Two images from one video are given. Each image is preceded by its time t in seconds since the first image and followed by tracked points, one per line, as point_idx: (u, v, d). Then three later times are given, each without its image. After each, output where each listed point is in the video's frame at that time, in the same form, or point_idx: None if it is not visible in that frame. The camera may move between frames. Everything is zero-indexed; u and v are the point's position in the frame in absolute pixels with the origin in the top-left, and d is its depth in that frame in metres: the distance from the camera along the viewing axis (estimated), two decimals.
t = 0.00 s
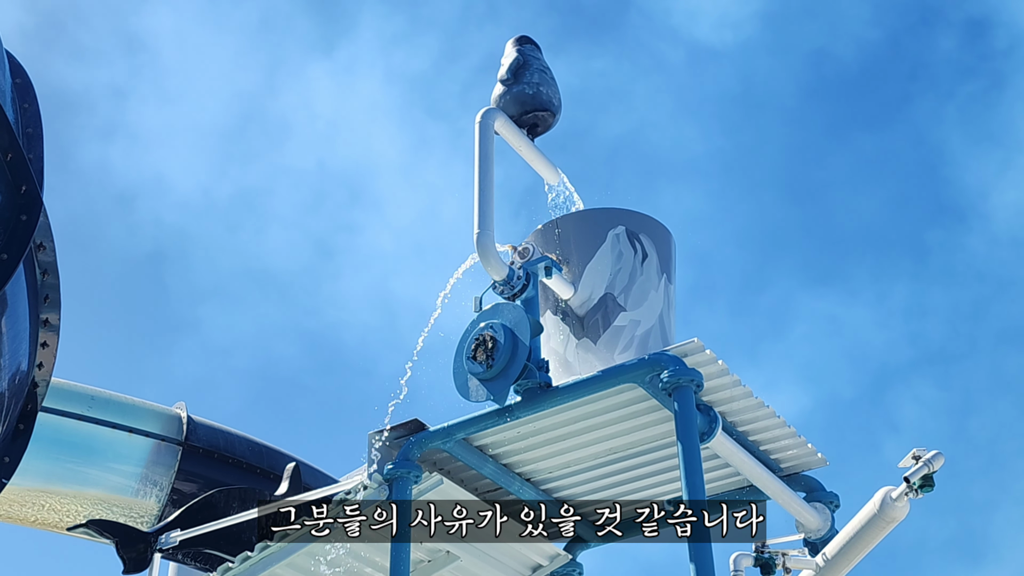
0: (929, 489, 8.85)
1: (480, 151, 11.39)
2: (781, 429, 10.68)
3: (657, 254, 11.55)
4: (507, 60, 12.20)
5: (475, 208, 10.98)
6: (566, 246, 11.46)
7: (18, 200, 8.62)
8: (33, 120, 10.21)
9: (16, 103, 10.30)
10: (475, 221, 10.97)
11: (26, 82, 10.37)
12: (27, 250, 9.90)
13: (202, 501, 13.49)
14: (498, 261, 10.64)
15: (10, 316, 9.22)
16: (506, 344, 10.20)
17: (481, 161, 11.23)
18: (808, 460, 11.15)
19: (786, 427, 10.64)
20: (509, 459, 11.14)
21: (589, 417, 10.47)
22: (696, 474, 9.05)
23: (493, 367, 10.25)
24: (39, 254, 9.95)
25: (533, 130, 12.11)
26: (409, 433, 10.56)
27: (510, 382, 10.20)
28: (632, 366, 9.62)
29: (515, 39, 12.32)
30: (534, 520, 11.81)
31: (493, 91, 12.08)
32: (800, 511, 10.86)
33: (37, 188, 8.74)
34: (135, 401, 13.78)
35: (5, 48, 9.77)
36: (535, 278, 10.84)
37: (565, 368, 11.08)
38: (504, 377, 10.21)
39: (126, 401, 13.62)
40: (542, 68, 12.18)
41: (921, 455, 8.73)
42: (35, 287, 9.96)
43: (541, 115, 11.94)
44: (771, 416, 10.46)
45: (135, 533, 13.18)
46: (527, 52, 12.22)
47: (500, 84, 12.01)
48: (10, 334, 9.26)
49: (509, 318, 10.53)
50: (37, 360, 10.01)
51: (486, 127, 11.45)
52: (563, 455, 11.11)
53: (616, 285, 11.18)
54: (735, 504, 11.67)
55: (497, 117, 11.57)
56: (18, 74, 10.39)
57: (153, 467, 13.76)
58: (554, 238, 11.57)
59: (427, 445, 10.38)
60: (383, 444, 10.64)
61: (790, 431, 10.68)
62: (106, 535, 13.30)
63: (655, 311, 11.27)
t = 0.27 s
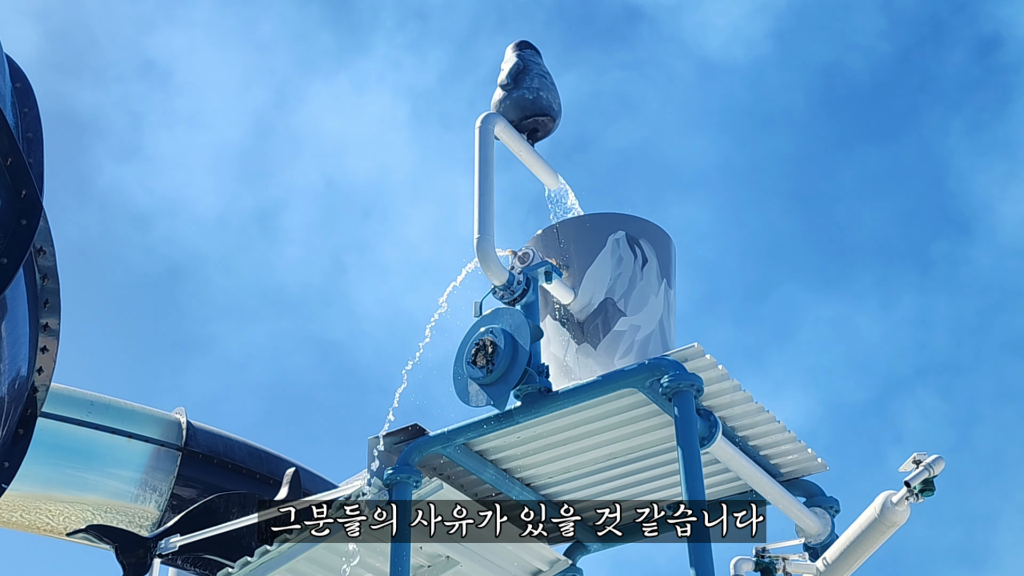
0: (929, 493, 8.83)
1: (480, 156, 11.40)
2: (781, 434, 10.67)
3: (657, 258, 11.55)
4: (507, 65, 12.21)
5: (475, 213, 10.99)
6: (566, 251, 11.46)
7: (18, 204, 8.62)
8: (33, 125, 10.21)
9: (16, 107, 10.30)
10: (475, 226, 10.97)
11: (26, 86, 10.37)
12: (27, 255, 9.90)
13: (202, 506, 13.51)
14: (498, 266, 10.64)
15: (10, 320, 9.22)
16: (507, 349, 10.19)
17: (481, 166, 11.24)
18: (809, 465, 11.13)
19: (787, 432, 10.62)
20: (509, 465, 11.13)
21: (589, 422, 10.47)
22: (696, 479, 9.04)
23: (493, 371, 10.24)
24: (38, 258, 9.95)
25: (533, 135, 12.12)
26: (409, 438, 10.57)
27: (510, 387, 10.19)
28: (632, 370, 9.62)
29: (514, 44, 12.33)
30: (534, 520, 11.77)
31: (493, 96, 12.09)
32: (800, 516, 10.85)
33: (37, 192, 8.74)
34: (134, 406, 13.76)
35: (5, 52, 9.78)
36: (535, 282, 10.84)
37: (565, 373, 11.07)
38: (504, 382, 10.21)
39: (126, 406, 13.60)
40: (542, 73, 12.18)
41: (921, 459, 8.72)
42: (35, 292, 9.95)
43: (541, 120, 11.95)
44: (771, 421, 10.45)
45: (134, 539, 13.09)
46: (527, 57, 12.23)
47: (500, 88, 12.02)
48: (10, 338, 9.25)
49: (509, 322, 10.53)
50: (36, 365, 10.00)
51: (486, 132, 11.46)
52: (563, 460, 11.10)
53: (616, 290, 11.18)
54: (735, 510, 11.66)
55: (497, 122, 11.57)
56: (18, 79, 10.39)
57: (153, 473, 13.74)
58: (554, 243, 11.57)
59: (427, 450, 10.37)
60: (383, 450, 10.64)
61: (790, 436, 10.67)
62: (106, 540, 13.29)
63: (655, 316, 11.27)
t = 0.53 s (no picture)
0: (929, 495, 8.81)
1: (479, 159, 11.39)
2: (781, 437, 10.65)
3: (657, 261, 11.54)
4: (506, 68, 12.20)
5: (475, 216, 10.98)
6: (566, 254, 11.46)
7: (16, 207, 8.62)
8: (32, 128, 10.21)
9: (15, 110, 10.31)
10: (474, 229, 10.96)
11: (25, 89, 10.38)
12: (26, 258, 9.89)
13: (202, 510, 13.51)
14: (497, 269, 10.63)
15: (9, 324, 9.21)
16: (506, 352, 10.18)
17: (480, 169, 11.23)
18: (809, 468, 11.11)
19: (787, 434, 10.61)
20: (509, 468, 11.11)
21: (589, 425, 10.45)
22: (696, 483, 9.03)
23: (492, 375, 10.23)
24: (37, 261, 9.94)
25: (532, 138, 12.11)
26: (409, 441, 10.57)
27: (510, 391, 10.18)
28: (632, 374, 9.60)
29: (514, 47, 12.33)
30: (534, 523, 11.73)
31: (492, 99, 12.09)
32: (800, 519, 10.84)
33: (36, 195, 8.74)
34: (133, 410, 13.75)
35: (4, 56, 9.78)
36: (535, 285, 10.84)
37: (565, 376, 11.06)
38: (504, 385, 10.19)
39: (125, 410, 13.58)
40: (541, 76, 12.18)
41: (922, 461, 8.70)
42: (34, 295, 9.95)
43: (540, 123, 11.95)
44: (771, 424, 10.43)
45: (134, 542, 13.12)
46: (526, 60, 12.23)
47: (499, 92, 12.02)
48: (9, 342, 9.25)
49: (509, 326, 10.52)
50: (35, 369, 9.99)
51: (485, 135, 11.46)
52: (563, 463, 11.08)
53: (616, 293, 11.17)
54: (735, 512, 11.64)
55: (496, 125, 11.57)
56: (16, 82, 10.39)
57: (152, 477, 13.73)
58: (553, 246, 11.57)
59: (427, 454, 10.35)
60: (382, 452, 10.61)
61: (790, 439, 10.65)
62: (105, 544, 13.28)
63: (655, 319, 11.26)
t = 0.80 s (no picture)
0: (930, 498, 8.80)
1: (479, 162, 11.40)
2: (781, 440, 10.65)
3: (657, 264, 11.54)
4: (506, 71, 12.21)
5: (475, 219, 10.99)
6: (566, 257, 11.46)
7: (16, 210, 8.62)
8: (32, 130, 10.21)
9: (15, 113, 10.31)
10: (474, 232, 10.97)
11: (26, 92, 10.39)
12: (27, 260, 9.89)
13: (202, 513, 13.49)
14: (498, 272, 10.64)
15: (9, 326, 9.21)
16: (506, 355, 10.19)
17: (481, 172, 11.23)
18: (809, 471, 11.11)
19: (787, 437, 10.61)
20: (509, 471, 11.11)
21: (589, 428, 10.45)
22: (696, 486, 9.02)
23: (493, 377, 10.23)
24: (38, 264, 9.94)
25: (532, 141, 12.12)
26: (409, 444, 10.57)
27: (510, 393, 10.18)
28: (632, 377, 9.60)
29: (514, 50, 12.34)
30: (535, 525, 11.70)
31: (492, 102, 12.10)
32: (800, 522, 10.83)
33: (37, 198, 8.75)
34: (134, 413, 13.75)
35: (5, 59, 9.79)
36: (535, 288, 10.84)
37: (565, 379, 11.06)
38: (504, 388, 10.19)
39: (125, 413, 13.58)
40: (542, 79, 12.19)
41: (923, 464, 8.70)
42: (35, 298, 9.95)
43: (541, 126, 11.95)
44: (771, 427, 10.43)
45: (134, 545, 13.08)
46: (526, 63, 12.24)
47: (499, 94, 12.03)
48: (10, 345, 9.25)
49: (509, 329, 10.52)
50: (36, 371, 9.99)
51: (486, 138, 11.47)
52: (563, 466, 11.07)
53: (616, 295, 11.17)
54: (735, 516, 11.64)
55: (496, 128, 11.58)
56: (17, 85, 10.40)
57: (152, 480, 13.72)
58: (554, 249, 11.57)
59: (427, 457, 10.35)
60: (382, 455, 10.62)
61: (790, 442, 10.65)
62: (105, 547, 13.26)
63: (655, 321, 11.26)
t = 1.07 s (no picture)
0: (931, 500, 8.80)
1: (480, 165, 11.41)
2: (781, 443, 10.65)
3: (657, 267, 11.55)
4: (507, 74, 12.22)
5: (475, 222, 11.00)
6: (566, 260, 11.47)
7: (17, 212, 8.63)
8: (33, 132, 10.22)
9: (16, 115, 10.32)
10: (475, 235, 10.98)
11: (26, 94, 10.40)
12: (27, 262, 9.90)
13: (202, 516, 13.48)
14: (498, 275, 10.64)
15: (10, 328, 9.21)
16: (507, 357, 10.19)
17: (481, 175, 11.24)
18: (809, 474, 11.10)
19: (787, 440, 10.60)
20: (510, 474, 11.11)
21: (589, 431, 10.45)
22: (697, 489, 9.02)
23: (493, 380, 10.23)
24: (39, 266, 9.95)
25: (532, 144, 12.13)
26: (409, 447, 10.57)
27: (510, 396, 10.18)
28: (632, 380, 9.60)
29: (514, 53, 12.35)
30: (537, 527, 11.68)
31: (493, 105, 12.11)
32: (800, 525, 10.83)
33: (38, 200, 8.75)
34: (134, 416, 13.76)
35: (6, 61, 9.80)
36: (535, 291, 10.84)
37: (565, 382, 11.06)
38: (504, 391, 10.20)
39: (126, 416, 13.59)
40: (542, 82, 12.20)
41: (923, 466, 8.70)
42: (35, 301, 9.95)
43: (541, 129, 11.96)
44: (771, 430, 10.43)
45: (134, 548, 13.22)
46: (527, 66, 12.25)
47: (500, 97, 12.04)
48: (10, 347, 9.25)
49: (509, 331, 10.52)
50: (36, 373, 9.99)
51: (486, 141, 11.48)
52: (563, 469, 11.07)
53: (616, 298, 11.17)
54: (735, 518, 11.63)
55: (497, 131, 11.58)
56: (17, 87, 10.42)
57: (152, 483, 13.72)
58: (554, 252, 11.58)
59: (427, 459, 10.35)
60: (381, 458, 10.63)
61: (791, 445, 10.64)
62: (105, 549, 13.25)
63: (655, 324, 11.27)
